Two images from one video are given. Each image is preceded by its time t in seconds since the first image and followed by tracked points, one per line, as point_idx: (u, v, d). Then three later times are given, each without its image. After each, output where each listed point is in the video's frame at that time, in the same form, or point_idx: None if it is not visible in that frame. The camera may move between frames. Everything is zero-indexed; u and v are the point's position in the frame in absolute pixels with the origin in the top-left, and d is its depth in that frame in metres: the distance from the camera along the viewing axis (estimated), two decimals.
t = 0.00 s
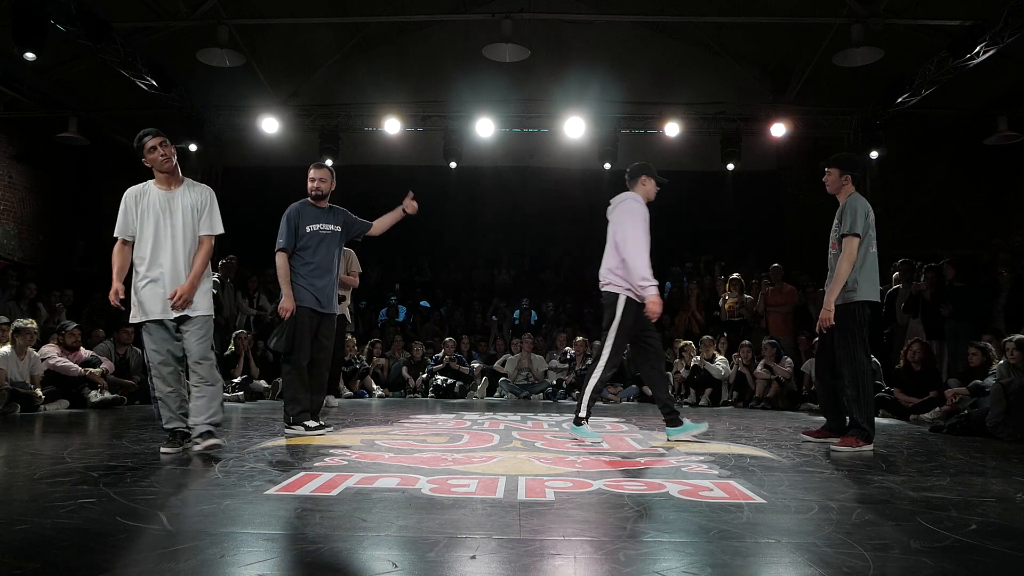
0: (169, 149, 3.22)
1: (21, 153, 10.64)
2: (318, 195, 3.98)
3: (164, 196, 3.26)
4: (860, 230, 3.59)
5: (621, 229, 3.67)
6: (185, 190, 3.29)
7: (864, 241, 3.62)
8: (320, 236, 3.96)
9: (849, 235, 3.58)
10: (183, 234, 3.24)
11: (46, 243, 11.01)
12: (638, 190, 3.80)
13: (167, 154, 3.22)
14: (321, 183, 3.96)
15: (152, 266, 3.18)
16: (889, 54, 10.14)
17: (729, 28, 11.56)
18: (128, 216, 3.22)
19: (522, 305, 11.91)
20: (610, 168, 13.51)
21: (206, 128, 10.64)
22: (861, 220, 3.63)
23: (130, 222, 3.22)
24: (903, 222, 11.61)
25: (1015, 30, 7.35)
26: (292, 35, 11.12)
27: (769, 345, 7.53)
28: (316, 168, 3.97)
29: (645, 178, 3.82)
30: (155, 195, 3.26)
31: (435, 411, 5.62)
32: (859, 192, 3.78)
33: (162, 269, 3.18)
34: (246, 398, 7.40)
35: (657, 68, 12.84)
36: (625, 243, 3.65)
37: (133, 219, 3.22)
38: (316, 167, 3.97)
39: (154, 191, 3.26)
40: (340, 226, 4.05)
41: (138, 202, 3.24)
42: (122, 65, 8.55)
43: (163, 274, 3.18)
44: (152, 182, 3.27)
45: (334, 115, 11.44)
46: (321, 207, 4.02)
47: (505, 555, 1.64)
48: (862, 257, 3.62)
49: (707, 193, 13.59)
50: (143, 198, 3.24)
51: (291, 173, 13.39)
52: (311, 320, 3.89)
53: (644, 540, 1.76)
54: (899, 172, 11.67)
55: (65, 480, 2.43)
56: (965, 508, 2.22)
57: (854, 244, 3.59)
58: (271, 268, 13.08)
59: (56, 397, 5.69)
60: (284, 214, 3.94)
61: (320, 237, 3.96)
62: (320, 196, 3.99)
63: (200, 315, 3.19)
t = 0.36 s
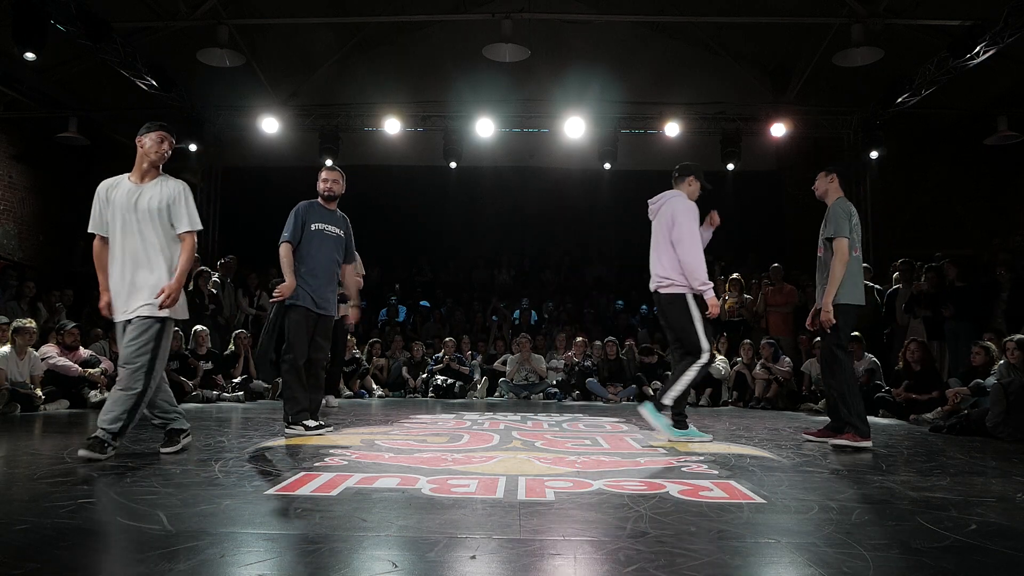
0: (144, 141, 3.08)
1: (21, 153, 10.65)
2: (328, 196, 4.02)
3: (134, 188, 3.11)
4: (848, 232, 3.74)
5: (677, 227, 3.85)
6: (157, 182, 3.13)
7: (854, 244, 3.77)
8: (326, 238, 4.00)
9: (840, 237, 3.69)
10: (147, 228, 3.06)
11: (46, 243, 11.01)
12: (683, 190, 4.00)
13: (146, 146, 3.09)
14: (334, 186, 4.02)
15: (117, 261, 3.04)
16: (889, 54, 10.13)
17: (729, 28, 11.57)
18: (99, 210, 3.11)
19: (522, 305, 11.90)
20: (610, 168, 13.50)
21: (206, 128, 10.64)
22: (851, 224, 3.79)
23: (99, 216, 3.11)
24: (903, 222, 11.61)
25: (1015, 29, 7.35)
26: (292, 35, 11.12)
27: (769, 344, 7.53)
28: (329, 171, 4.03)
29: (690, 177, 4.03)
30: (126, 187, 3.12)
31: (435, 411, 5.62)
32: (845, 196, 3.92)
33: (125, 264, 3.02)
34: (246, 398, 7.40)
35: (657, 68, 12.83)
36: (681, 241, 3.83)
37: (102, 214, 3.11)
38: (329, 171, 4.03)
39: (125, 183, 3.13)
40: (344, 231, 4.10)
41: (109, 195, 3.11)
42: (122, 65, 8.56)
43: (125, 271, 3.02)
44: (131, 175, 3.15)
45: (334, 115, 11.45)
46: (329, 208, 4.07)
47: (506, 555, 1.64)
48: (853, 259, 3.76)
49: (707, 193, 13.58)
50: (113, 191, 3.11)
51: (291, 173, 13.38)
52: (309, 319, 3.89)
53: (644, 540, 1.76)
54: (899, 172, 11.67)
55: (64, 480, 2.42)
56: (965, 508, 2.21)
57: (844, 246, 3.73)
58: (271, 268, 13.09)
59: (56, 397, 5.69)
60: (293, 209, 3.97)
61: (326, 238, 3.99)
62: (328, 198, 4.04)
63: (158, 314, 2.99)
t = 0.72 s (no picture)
0: (111, 134, 3.06)
1: (21, 153, 10.65)
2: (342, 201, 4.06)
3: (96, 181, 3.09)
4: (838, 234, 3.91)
5: (731, 230, 3.88)
6: (121, 176, 3.10)
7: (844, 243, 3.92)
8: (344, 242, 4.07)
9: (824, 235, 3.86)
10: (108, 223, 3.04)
11: (46, 243, 11.01)
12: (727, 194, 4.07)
13: (111, 138, 3.06)
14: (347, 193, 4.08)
15: (72, 253, 3.02)
16: (889, 54, 10.12)
17: (728, 28, 11.57)
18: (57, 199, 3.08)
19: (522, 305, 11.90)
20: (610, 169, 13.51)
21: (206, 129, 10.70)
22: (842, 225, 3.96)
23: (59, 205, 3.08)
24: (903, 222, 11.61)
25: (1015, 29, 7.36)
26: (292, 35, 11.12)
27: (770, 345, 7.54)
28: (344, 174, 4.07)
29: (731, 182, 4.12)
30: (89, 179, 3.09)
31: (435, 411, 5.62)
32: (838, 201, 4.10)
33: (83, 257, 3.00)
34: (246, 398, 7.41)
35: (657, 68, 12.82)
36: (733, 243, 3.87)
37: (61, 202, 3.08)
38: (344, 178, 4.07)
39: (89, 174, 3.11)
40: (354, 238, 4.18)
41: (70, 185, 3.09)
42: (122, 65, 8.56)
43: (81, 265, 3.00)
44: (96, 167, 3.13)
45: (333, 115, 11.45)
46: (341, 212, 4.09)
47: (506, 555, 1.63)
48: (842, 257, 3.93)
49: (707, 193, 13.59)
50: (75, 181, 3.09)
51: (291, 173, 13.38)
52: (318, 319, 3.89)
53: (644, 539, 1.76)
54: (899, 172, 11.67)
55: (64, 480, 2.42)
56: (965, 508, 2.22)
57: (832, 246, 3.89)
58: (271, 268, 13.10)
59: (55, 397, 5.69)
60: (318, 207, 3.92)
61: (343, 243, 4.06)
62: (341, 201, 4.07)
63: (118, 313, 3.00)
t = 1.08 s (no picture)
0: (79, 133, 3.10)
1: (20, 153, 10.64)
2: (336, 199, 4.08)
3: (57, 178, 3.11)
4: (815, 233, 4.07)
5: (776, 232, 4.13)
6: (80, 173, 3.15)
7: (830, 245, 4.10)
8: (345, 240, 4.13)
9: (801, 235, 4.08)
10: (83, 223, 3.09)
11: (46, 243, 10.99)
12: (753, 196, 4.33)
13: (71, 136, 3.09)
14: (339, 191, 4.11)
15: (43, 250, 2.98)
16: (889, 54, 10.12)
17: (729, 28, 11.58)
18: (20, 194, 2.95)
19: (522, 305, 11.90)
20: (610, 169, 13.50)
21: (206, 129, 10.73)
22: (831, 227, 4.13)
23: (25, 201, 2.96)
24: (903, 222, 11.61)
25: (1015, 29, 7.36)
26: (292, 35, 11.12)
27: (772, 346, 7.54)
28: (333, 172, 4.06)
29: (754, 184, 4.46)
30: (47, 174, 3.08)
31: (435, 411, 5.62)
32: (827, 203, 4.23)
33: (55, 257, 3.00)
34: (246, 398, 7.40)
35: (657, 68, 12.82)
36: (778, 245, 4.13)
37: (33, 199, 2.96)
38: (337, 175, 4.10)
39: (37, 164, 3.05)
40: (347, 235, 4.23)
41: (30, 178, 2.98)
42: (122, 65, 8.56)
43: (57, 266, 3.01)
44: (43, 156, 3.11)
45: (334, 115, 11.46)
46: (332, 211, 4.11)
47: (505, 555, 1.64)
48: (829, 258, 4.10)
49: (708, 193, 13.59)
50: (32, 174, 3.01)
51: (291, 173, 13.37)
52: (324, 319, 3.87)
53: (644, 539, 1.76)
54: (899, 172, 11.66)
55: (64, 480, 2.42)
56: (965, 508, 2.21)
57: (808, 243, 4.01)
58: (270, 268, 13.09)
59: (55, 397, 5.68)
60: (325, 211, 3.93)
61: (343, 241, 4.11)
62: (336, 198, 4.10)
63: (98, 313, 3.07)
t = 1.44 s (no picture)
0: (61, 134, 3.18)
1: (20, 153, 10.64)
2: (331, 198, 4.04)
3: (42, 179, 3.18)
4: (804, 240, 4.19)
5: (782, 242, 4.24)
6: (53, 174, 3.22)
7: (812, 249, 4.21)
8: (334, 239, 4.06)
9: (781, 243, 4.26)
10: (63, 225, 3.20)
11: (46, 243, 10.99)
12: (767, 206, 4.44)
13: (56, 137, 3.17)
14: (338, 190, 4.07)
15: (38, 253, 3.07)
16: (889, 54, 10.11)
17: (729, 28, 11.58)
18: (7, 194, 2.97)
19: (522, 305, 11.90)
20: (610, 169, 13.54)
21: (206, 129, 10.73)
22: (813, 231, 4.24)
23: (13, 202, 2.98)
24: (903, 222, 11.60)
25: (1015, 29, 7.36)
26: (292, 35, 11.12)
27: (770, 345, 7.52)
28: (328, 172, 4.01)
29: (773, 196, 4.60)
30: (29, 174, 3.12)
31: (435, 411, 5.62)
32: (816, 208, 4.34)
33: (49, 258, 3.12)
34: (246, 398, 7.40)
35: (657, 68, 12.83)
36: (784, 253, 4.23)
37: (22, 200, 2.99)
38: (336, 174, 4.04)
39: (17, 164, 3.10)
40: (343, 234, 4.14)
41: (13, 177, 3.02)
42: (122, 65, 8.56)
43: (40, 269, 3.07)
44: (19, 155, 3.16)
45: (334, 115, 11.46)
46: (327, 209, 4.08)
47: (505, 555, 1.63)
48: (814, 261, 4.20)
49: (707, 194, 13.64)
50: (20, 174, 3.06)
51: (291, 173, 13.39)
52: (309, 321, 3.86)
53: (644, 539, 1.76)
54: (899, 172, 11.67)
55: (65, 480, 2.42)
56: (965, 508, 2.21)
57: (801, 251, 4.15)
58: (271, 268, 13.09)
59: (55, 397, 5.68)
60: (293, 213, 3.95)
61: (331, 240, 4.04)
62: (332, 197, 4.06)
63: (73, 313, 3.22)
